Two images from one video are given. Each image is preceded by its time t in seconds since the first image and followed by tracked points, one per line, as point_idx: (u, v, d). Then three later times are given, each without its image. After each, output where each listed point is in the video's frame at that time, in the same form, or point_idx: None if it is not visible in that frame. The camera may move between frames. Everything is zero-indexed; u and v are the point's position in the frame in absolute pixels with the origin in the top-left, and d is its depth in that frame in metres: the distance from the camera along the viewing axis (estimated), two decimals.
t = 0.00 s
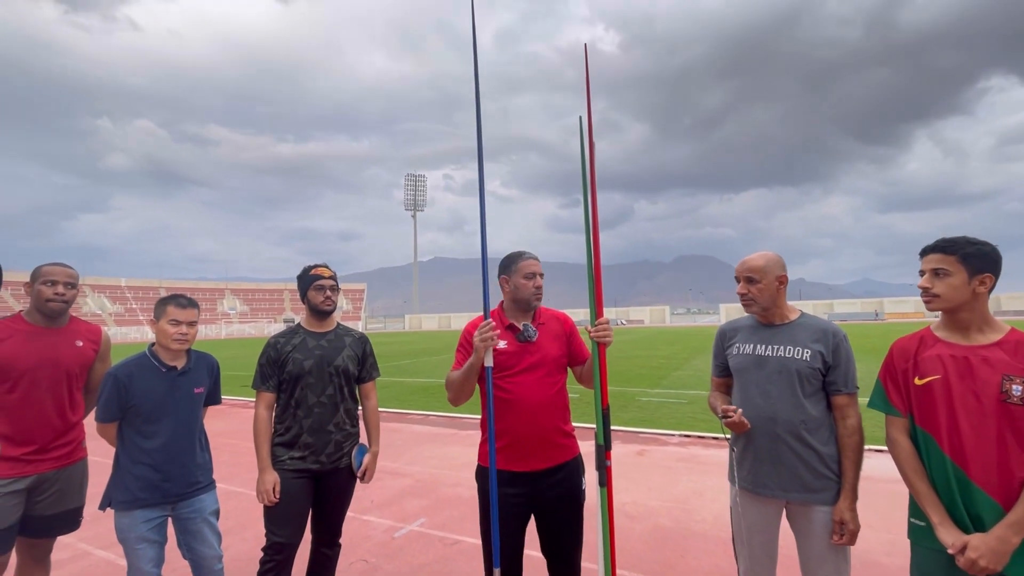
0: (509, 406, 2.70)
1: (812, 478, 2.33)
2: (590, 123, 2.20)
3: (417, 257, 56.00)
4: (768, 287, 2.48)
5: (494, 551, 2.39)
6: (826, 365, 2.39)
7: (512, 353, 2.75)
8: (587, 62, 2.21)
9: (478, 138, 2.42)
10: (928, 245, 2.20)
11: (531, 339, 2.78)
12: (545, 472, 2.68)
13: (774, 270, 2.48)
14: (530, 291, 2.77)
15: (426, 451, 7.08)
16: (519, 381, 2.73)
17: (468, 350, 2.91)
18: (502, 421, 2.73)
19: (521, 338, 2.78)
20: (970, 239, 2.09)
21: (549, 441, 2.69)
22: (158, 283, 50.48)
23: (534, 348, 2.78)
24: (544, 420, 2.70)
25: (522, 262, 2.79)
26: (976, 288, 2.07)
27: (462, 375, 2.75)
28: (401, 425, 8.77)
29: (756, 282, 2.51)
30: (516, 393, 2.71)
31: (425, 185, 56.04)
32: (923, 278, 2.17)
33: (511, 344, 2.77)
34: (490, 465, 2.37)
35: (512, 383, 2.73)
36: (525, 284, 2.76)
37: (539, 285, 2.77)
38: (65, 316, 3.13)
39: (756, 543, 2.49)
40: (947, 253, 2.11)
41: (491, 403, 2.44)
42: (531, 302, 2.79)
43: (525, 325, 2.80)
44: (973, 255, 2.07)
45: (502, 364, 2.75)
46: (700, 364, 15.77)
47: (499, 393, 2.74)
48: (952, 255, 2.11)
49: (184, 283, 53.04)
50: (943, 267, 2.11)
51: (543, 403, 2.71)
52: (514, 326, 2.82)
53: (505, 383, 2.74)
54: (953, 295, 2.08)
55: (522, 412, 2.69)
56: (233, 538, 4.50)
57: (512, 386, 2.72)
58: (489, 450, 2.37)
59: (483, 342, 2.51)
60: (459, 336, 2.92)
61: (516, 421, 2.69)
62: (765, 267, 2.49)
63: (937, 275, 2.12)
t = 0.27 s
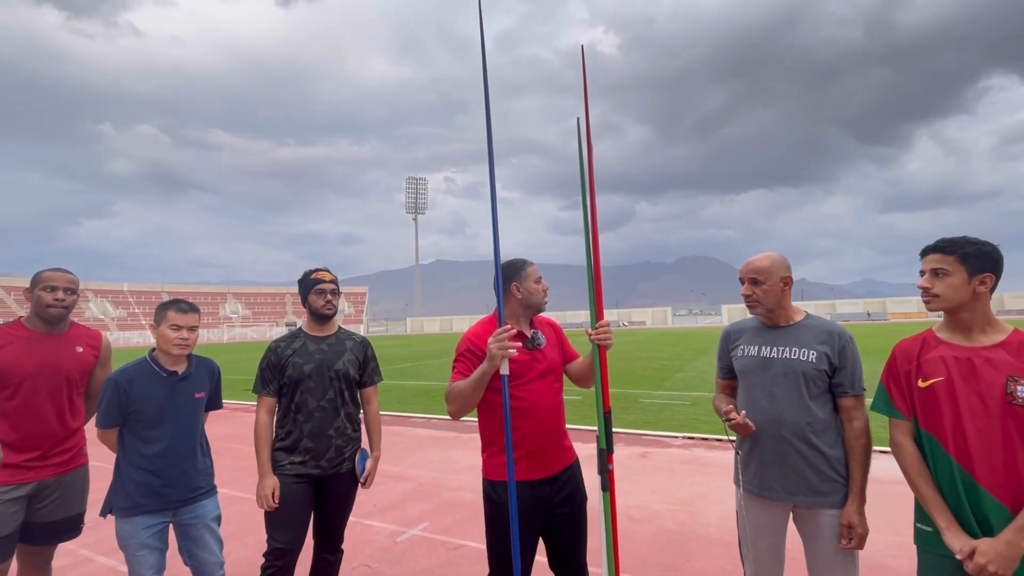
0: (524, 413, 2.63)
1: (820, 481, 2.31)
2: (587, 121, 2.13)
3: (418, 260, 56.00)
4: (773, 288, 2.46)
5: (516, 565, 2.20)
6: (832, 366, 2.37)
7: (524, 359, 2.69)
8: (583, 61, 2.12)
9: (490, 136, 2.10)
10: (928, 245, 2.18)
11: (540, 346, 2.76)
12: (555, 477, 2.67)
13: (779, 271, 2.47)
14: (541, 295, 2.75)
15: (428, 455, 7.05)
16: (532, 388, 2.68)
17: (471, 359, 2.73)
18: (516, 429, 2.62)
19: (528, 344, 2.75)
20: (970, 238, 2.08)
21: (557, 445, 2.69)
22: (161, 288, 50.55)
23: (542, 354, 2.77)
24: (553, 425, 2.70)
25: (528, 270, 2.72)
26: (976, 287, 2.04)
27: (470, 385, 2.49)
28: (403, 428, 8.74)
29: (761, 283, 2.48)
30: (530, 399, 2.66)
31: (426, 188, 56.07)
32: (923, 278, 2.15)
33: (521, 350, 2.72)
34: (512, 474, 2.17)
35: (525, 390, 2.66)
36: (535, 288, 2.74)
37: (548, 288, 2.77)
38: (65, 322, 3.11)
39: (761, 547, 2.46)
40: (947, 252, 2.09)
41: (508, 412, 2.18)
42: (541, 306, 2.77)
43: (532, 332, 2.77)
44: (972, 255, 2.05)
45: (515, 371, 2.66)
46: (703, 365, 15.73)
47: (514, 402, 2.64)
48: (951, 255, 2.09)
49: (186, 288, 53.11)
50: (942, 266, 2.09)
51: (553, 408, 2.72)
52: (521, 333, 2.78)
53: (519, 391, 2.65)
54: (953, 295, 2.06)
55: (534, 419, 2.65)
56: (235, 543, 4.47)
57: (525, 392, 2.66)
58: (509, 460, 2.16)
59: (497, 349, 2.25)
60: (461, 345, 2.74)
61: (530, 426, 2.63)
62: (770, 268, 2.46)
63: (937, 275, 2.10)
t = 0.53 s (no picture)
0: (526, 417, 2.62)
1: (824, 481, 2.29)
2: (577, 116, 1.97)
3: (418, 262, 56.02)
4: (775, 288, 2.44)
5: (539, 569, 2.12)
6: (836, 366, 2.35)
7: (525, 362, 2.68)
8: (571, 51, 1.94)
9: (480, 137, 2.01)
10: (924, 244, 2.17)
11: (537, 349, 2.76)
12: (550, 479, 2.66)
13: (781, 270, 2.45)
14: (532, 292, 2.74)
15: (429, 457, 7.03)
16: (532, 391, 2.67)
17: (470, 364, 2.69)
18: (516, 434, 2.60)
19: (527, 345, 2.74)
20: (965, 236, 2.07)
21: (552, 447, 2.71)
22: (161, 291, 50.58)
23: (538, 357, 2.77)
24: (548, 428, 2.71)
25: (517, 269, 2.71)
26: (973, 285, 2.03)
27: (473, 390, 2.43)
28: (404, 430, 8.72)
29: (763, 283, 2.46)
30: (531, 403, 2.65)
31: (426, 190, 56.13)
32: (920, 277, 2.14)
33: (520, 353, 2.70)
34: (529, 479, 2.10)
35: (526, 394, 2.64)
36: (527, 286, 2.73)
37: (537, 284, 2.76)
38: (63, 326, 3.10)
39: (766, 548, 2.44)
40: (942, 250, 2.09)
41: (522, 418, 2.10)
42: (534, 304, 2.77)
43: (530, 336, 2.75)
44: (968, 252, 2.05)
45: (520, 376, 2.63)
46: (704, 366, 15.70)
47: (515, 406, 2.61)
48: (947, 253, 2.08)
49: (186, 291, 53.15)
50: (938, 264, 2.08)
51: (548, 411, 2.73)
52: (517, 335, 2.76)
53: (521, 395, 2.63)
54: (950, 293, 2.04)
55: (533, 422, 2.64)
56: (235, 547, 4.45)
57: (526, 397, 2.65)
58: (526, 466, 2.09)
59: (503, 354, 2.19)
60: (460, 350, 2.71)
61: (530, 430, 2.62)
62: (771, 267, 2.45)
63: (933, 274, 2.09)
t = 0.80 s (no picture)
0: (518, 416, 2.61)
1: (824, 481, 2.28)
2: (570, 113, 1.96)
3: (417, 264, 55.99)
4: (774, 287, 2.43)
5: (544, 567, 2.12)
6: (835, 365, 2.34)
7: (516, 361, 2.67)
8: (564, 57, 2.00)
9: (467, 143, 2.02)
10: (918, 243, 2.16)
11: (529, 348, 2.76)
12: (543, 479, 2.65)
13: (780, 270, 2.44)
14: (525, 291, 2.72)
15: (428, 459, 7.01)
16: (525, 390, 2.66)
17: (464, 366, 2.68)
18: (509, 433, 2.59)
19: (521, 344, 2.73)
20: (959, 234, 2.06)
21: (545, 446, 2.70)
22: (160, 295, 50.53)
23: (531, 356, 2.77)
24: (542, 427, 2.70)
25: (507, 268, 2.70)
26: (967, 283, 2.02)
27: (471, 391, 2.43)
28: (403, 433, 8.69)
29: (762, 283, 2.45)
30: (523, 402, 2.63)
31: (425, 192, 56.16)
32: (914, 276, 2.13)
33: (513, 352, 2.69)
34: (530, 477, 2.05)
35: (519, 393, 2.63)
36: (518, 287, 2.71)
37: (531, 283, 2.73)
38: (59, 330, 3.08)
39: (766, 549, 2.43)
40: (936, 249, 2.08)
41: (521, 416, 2.08)
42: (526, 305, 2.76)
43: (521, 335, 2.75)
44: (961, 251, 2.04)
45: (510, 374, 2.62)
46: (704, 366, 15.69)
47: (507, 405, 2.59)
48: (941, 251, 2.07)
49: (185, 294, 53.09)
50: (932, 263, 2.07)
51: (541, 411, 2.72)
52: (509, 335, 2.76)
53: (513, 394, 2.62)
54: (944, 292, 2.04)
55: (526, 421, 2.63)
56: (234, 551, 4.43)
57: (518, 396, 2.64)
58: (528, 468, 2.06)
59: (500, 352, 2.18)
60: (452, 350, 2.70)
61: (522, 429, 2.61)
62: (771, 267, 2.44)
63: (927, 272, 2.07)
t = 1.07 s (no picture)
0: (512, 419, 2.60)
1: (823, 483, 2.28)
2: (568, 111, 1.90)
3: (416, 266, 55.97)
4: (774, 289, 2.43)
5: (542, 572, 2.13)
6: (835, 367, 2.34)
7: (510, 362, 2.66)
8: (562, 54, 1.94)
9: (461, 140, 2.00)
10: (914, 244, 2.17)
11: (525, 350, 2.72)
12: (541, 481, 2.63)
13: (779, 272, 2.44)
14: (521, 300, 2.67)
15: (428, 461, 7.00)
16: (520, 391, 2.64)
17: (460, 363, 2.69)
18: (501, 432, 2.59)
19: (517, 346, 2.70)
20: (956, 235, 2.06)
21: (544, 449, 2.67)
22: (159, 297, 50.43)
23: (529, 357, 2.74)
24: (541, 429, 2.67)
25: (509, 272, 2.66)
26: (963, 284, 2.02)
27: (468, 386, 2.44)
28: (403, 435, 8.68)
29: (761, 285, 2.45)
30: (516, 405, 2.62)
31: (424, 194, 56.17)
32: (910, 278, 2.13)
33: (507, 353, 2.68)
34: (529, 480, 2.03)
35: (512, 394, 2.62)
36: (516, 295, 2.66)
37: (527, 294, 2.68)
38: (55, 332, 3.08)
39: (766, 550, 2.43)
40: (933, 251, 2.08)
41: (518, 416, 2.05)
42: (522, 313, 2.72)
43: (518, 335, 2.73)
44: (958, 252, 2.04)
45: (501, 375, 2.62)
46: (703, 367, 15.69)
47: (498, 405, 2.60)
48: (937, 253, 2.07)
49: (184, 297, 53.02)
50: (929, 264, 2.07)
51: (540, 412, 2.69)
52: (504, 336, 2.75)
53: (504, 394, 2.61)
54: (941, 293, 2.04)
55: (523, 422, 2.62)
56: (233, 554, 4.42)
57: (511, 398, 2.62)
58: (524, 468, 2.04)
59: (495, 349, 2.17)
60: (449, 348, 2.72)
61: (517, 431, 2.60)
62: (770, 269, 2.44)
63: (924, 274, 2.08)
